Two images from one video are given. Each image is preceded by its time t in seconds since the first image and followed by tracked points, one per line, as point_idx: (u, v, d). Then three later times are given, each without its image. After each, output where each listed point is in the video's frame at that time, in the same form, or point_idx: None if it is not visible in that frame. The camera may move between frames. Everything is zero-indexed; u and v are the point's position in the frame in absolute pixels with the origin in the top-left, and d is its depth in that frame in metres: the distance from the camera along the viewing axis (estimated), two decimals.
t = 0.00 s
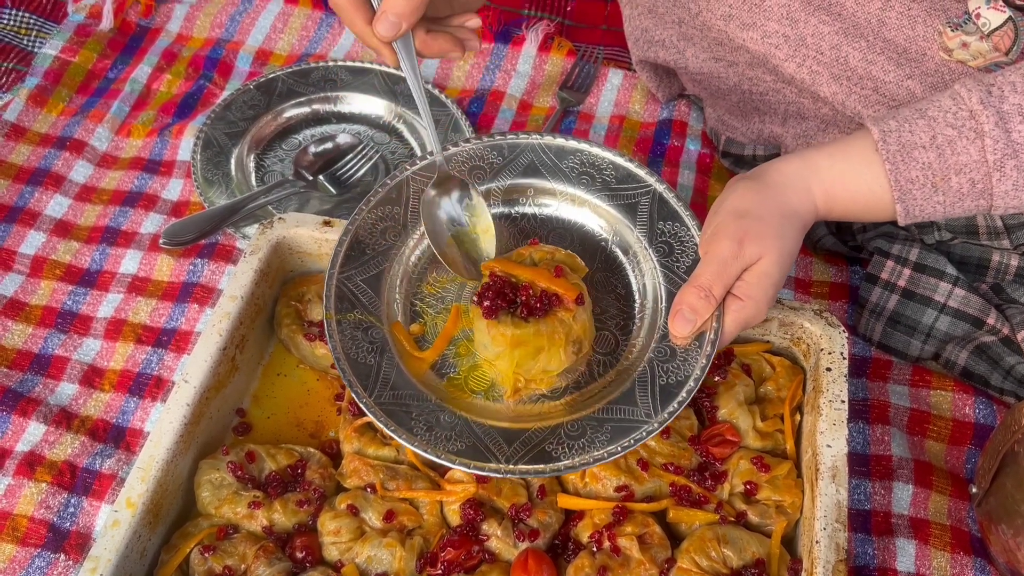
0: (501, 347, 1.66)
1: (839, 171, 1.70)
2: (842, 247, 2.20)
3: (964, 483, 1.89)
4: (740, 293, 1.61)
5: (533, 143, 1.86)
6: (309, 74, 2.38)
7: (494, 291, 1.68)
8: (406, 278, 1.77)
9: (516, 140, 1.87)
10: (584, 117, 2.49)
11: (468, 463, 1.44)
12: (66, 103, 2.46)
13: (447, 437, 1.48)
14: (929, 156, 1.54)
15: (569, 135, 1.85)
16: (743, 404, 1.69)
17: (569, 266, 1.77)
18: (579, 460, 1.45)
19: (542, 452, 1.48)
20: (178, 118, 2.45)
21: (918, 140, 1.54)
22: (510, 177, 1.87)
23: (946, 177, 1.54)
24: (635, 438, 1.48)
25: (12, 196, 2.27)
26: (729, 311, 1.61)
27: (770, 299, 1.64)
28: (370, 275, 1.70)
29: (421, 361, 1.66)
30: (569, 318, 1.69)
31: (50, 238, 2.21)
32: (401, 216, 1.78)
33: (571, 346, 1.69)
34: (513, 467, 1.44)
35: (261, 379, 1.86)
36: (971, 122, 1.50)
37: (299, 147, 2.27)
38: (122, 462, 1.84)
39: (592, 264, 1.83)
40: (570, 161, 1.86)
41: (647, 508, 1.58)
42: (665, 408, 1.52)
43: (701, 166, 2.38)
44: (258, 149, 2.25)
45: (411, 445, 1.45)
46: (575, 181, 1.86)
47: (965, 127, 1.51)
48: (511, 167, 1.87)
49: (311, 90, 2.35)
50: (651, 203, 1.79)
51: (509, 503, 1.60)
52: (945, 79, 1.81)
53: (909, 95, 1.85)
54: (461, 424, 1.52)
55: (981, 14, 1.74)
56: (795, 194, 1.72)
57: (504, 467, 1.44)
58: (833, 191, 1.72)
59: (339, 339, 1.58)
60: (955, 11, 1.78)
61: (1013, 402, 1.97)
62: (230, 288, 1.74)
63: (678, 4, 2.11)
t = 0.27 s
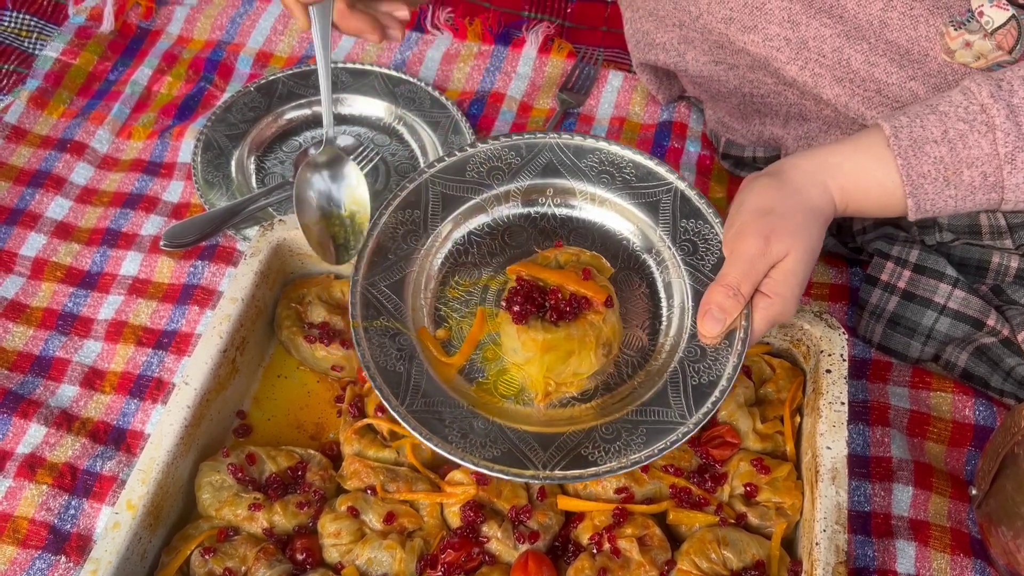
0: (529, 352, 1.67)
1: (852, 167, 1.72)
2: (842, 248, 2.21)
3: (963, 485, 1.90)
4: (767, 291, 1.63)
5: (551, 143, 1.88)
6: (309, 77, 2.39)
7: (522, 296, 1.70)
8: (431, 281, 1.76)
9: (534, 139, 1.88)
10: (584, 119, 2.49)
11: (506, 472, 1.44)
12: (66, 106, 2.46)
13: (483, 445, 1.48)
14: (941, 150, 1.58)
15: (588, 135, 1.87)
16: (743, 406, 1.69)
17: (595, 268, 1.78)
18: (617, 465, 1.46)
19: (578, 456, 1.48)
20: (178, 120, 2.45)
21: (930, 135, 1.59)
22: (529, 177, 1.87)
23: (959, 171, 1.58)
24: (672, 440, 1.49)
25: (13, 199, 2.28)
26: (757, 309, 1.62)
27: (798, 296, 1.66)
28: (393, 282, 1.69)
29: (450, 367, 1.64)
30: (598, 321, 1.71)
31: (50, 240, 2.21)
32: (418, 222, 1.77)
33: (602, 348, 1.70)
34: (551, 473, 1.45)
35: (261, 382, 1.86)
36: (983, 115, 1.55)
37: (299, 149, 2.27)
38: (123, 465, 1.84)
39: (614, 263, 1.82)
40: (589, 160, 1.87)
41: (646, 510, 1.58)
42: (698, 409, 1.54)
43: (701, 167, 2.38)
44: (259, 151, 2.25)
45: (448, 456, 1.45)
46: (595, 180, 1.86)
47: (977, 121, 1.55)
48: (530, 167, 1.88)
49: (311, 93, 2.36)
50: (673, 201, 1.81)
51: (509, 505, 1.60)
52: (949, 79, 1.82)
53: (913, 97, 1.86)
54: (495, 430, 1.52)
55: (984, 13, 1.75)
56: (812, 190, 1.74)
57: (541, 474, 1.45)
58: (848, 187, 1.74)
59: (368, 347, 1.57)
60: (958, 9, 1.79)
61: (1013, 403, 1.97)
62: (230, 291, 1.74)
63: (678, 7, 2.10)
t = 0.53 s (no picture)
0: (583, 366, 1.62)
1: (886, 163, 1.71)
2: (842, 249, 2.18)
3: (964, 487, 1.90)
4: (818, 289, 1.60)
5: (585, 152, 1.82)
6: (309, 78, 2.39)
7: (573, 307, 1.65)
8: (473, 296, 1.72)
9: (567, 150, 1.82)
10: (584, 120, 2.49)
11: (571, 487, 1.41)
12: (67, 107, 2.46)
13: (544, 462, 1.45)
14: (971, 142, 1.59)
15: (621, 142, 1.82)
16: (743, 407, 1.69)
17: (644, 275, 1.73)
18: (681, 475, 1.43)
19: (641, 468, 1.45)
20: (179, 122, 2.45)
21: (959, 127, 1.59)
22: (565, 188, 1.81)
23: (989, 162, 1.59)
24: (734, 448, 1.45)
25: (14, 200, 2.28)
26: (809, 308, 1.59)
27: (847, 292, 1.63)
28: (437, 302, 1.65)
29: (501, 384, 1.62)
30: (651, 330, 1.67)
31: (51, 242, 2.22)
32: (458, 240, 1.72)
33: (655, 358, 1.66)
34: (616, 487, 1.41)
35: (262, 383, 1.86)
36: (1012, 106, 1.57)
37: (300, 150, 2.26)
38: (124, 466, 1.85)
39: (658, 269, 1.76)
40: (624, 167, 1.81)
41: (647, 512, 1.58)
42: (758, 413, 1.49)
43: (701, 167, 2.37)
44: (260, 153, 2.25)
45: (512, 474, 1.42)
46: (632, 187, 1.81)
47: (1006, 112, 1.57)
48: (566, 178, 1.82)
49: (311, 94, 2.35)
50: (713, 204, 1.75)
51: (510, 507, 1.60)
52: (955, 75, 1.84)
53: (921, 92, 1.89)
54: (554, 445, 1.49)
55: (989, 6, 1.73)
56: (849, 185, 1.73)
57: (606, 488, 1.42)
58: (884, 181, 1.72)
59: (418, 370, 1.54)
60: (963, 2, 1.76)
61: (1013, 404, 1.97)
62: (231, 292, 1.74)
63: (677, 12, 2.10)
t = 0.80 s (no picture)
0: (590, 376, 1.60)
1: (888, 174, 1.75)
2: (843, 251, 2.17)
3: (964, 488, 1.90)
4: (824, 299, 1.62)
5: (587, 164, 1.82)
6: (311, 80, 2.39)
7: (579, 316, 1.63)
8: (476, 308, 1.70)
9: (570, 162, 1.82)
10: (584, 122, 2.49)
11: (580, 498, 1.38)
12: (67, 109, 2.47)
13: (552, 473, 1.41)
14: (971, 152, 1.63)
15: (623, 155, 1.82)
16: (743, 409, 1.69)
17: (651, 285, 1.71)
18: (692, 485, 1.40)
19: (651, 479, 1.42)
20: (180, 123, 2.45)
21: (959, 137, 1.63)
22: (567, 201, 1.81)
23: (989, 172, 1.62)
24: (744, 458, 1.43)
25: (15, 202, 2.28)
26: (817, 317, 1.60)
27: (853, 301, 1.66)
28: (440, 312, 1.63)
29: (505, 396, 1.59)
30: (659, 339, 1.65)
31: (52, 243, 2.22)
32: (461, 251, 1.71)
33: (663, 367, 1.64)
34: (626, 499, 1.39)
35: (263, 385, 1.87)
36: (1011, 115, 1.60)
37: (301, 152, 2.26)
38: (125, 468, 1.85)
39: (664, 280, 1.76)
40: (627, 180, 1.82)
41: (647, 514, 1.58)
42: (768, 423, 1.47)
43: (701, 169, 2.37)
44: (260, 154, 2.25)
45: (518, 485, 1.38)
46: (634, 200, 1.81)
47: (1006, 121, 1.61)
48: (568, 191, 1.82)
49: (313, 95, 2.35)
50: (717, 216, 1.75)
51: (510, 509, 1.61)
52: (954, 77, 1.85)
53: (920, 96, 1.90)
54: (561, 456, 1.45)
55: (988, 10, 1.76)
56: (852, 196, 1.75)
57: (615, 500, 1.39)
58: (885, 192, 1.76)
59: (422, 380, 1.51)
60: (962, 7, 1.79)
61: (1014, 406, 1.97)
62: (233, 293, 1.74)
63: (678, 14, 2.09)
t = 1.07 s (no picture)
0: (639, 372, 1.60)
1: (923, 167, 1.69)
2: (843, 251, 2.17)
3: (965, 489, 1.89)
4: (877, 292, 1.58)
5: (625, 166, 1.81)
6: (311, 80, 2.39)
7: (627, 312, 1.63)
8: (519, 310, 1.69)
9: (608, 164, 1.81)
10: (584, 122, 2.49)
11: (635, 496, 1.36)
12: (67, 109, 2.46)
13: (606, 471, 1.39)
14: (1008, 145, 1.60)
15: (662, 156, 1.81)
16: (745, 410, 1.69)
17: (698, 281, 1.71)
18: (750, 481, 1.38)
19: (708, 476, 1.40)
20: (180, 124, 2.45)
21: (995, 130, 1.61)
22: (606, 203, 1.80)
23: None
24: (804, 453, 1.40)
25: (15, 202, 2.28)
26: (869, 312, 1.57)
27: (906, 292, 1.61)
28: (482, 312, 1.62)
29: (552, 397, 1.57)
30: (709, 334, 1.64)
31: (52, 244, 2.22)
32: (500, 252, 1.70)
33: (713, 364, 1.63)
34: (682, 496, 1.36)
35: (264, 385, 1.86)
36: None
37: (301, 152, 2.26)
38: (125, 468, 1.85)
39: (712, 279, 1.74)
40: (666, 181, 1.81)
41: (648, 514, 1.58)
42: (826, 418, 1.45)
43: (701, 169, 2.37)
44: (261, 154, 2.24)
45: (570, 484, 1.36)
46: (674, 200, 1.80)
47: None
48: (606, 192, 1.81)
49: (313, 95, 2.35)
50: (759, 215, 1.74)
51: (510, 509, 1.60)
52: (959, 69, 1.85)
53: (924, 90, 1.90)
54: (613, 455, 1.43)
55: (991, 3, 1.74)
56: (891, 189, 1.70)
57: (671, 497, 1.36)
58: (924, 185, 1.70)
59: (468, 379, 1.49)
60: None
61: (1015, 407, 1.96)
62: (233, 294, 1.74)
63: (677, 16, 2.08)
